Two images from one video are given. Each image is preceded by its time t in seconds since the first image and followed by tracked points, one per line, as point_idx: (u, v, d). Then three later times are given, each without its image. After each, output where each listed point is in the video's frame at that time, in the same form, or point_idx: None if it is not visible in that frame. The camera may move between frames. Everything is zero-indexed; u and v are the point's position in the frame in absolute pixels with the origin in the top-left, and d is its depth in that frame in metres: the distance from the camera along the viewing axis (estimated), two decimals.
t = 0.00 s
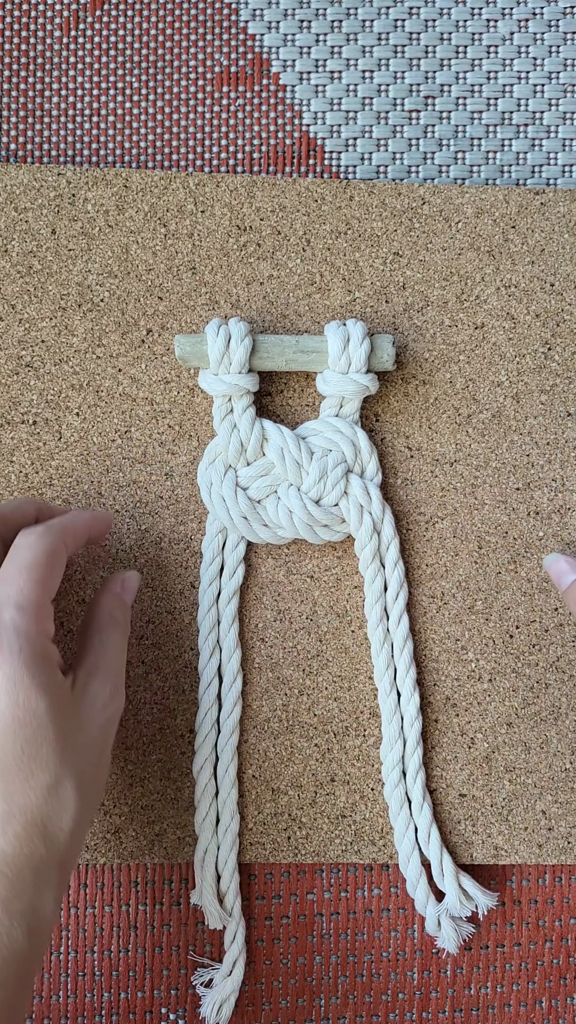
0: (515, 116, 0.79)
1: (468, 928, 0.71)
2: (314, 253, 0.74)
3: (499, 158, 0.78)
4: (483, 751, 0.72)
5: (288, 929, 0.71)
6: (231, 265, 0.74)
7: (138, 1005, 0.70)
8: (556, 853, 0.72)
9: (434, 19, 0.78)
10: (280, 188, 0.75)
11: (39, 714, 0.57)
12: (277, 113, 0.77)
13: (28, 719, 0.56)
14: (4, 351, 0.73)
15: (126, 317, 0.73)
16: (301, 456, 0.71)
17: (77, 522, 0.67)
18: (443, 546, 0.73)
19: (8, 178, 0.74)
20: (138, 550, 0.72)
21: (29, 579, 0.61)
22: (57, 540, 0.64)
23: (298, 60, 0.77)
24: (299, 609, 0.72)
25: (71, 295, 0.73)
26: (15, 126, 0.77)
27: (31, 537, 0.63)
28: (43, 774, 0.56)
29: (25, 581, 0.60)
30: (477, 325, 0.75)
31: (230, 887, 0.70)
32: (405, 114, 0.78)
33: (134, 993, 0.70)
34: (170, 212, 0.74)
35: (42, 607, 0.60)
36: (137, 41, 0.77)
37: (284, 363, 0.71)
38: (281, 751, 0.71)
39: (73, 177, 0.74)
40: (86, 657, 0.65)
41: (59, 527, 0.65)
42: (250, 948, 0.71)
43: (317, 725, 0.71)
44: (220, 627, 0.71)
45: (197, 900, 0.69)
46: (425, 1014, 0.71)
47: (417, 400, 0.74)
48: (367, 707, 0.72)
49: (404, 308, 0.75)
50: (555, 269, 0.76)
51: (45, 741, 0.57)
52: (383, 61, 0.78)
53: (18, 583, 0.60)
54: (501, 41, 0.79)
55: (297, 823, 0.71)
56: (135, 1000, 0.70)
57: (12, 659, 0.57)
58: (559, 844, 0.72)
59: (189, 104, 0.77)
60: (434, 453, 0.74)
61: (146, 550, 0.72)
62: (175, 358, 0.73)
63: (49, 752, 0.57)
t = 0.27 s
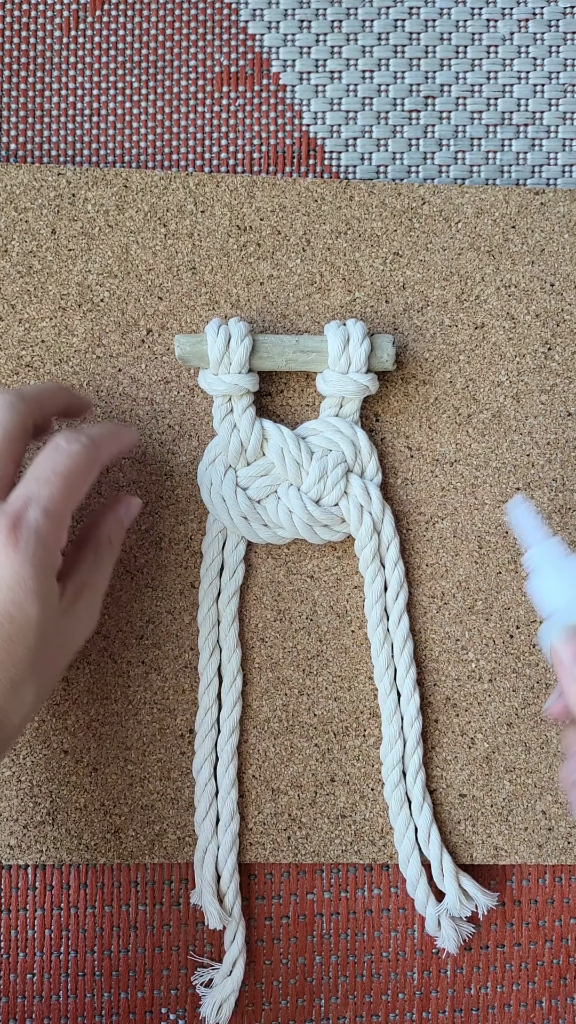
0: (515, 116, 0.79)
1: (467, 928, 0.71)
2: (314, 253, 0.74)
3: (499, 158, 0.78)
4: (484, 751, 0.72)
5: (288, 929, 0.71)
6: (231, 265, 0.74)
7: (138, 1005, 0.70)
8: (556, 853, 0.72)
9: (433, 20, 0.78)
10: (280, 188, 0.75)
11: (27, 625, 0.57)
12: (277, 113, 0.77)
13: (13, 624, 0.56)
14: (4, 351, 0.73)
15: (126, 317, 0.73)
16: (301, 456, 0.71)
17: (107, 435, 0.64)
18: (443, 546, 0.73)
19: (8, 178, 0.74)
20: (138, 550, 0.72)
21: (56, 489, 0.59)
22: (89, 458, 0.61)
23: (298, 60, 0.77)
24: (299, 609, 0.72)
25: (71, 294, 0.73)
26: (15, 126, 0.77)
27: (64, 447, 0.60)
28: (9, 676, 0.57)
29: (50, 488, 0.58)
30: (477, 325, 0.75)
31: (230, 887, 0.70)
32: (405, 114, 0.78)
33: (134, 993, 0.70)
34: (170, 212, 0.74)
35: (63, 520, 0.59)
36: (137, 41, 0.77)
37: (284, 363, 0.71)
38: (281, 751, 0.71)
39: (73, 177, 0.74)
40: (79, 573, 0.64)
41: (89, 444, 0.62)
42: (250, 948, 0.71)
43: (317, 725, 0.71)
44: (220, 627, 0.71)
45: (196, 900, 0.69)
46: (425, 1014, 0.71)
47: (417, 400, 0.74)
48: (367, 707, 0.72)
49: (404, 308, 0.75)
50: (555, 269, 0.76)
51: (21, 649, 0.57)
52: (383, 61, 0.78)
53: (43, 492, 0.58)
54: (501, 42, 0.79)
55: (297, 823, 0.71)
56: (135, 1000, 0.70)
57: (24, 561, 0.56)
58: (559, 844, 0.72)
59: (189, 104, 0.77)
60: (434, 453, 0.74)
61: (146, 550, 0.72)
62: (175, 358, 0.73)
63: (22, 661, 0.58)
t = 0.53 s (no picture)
0: (515, 116, 0.79)
1: (468, 928, 0.71)
2: (314, 253, 0.74)
3: (499, 158, 0.78)
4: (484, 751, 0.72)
5: (288, 929, 0.71)
6: (231, 265, 0.74)
7: (138, 1005, 0.70)
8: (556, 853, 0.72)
9: (433, 20, 0.78)
10: (280, 188, 0.75)
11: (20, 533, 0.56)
12: (277, 113, 0.77)
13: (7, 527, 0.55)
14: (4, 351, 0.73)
15: (126, 317, 0.73)
16: (301, 456, 0.71)
17: (123, 356, 0.62)
18: (443, 546, 0.73)
19: (8, 178, 0.74)
20: (138, 550, 0.72)
21: (62, 406, 0.56)
22: (103, 376, 0.59)
23: (298, 60, 0.77)
24: (299, 609, 0.72)
25: (71, 295, 0.73)
26: (15, 126, 0.77)
27: (80, 367, 0.58)
28: None
29: (58, 406, 0.56)
30: (477, 325, 0.75)
31: (230, 887, 0.70)
32: (405, 114, 0.78)
33: (134, 993, 0.70)
34: (170, 212, 0.74)
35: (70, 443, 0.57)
36: (138, 41, 0.77)
37: (284, 363, 0.71)
38: (281, 751, 0.71)
39: (73, 178, 0.74)
40: (78, 488, 0.63)
41: (109, 362, 0.60)
42: (250, 948, 0.71)
43: (317, 725, 0.71)
44: (220, 627, 0.71)
45: (196, 900, 0.69)
46: (425, 1014, 0.71)
47: (417, 400, 0.74)
48: (367, 707, 0.72)
49: (404, 308, 0.75)
50: (555, 269, 0.76)
51: (12, 558, 0.56)
52: (383, 61, 0.78)
53: (51, 405, 0.56)
54: (501, 41, 0.79)
55: (297, 823, 0.71)
56: (135, 1000, 0.70)
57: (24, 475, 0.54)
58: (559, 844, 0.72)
59: (189, 104, 0.77)
60: (434, 453, 0.74)
61: (146, 550, 0.72)
62: (175, 358, 0.73)
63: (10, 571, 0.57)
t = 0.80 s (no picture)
0: (515, 116, 0.79)
1: (468, 928, 0.71)
2: (314, 253, 0.74)
3: (499, 158, 0.78)
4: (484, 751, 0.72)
5: (288, 929, 0.71)
6: (231, 265, 0.74)
7: (138, 1005, 0.70)
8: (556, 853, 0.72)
9: (433, 20, 0.78)
10: (280, 188, 0.75)
11: (51, 604, 0.56)
12: (277, 113, 0.77)
13: (42, 598, 0.56)
14: (4, 351, 0.73)
15: (126, 317, 0.73)
16: (301, 456, 0.71)
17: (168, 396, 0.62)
18: (443, 546, 0.73)
19: (8, 178, 0.74)
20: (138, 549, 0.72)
21: (126, 541, 0.56)
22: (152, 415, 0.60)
23: (298, 60, 0.77)
24: (299, 609, 0.72)
25: (71, 295, 0.73)
26: (15, 126, 0.77)
27: (160, 510, 0.57)
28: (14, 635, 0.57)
29: (127, 530, 0.55)
30: (477, 325, 0.75)
31: (230, 887, 0.69)
32: (405, 114, 0.78)
33: (134, 993, 0.70)
34: (170, 212, 0.74)
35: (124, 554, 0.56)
36: (137, 41, 0.77)
37: (284, 363, 0.71)
38: (281, 751, 0.71)
39: (73, 178, 0.74)
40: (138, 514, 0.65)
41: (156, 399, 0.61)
42: (250, 948, 0.71)
43: (317, 725, 0.71)
44: (220, 627, 0.71)
45: (196, 900, 0.69)
46: (425, 1014, 0.71)
47: (417, 400, 0.74)
48: (367, 707, 0.72)
49: (404, 308, 0.75)
50: (555, 269, 0.76)
51: (35, 627, 0.57)
52: (383, 61, 0.78)
53: (123, 526, 0.55)
54: (501, 41, 0.79)
55: (297, 823, 0.71)
56: (135, 1000, 0.70)
57: (71, 571, 0.54)
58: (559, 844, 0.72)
59: (189, 104, 0.77)
60: (434, 453, 0.74)
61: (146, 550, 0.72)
62: (175, 358, 0.73)
63: (32, 630, 0.58)
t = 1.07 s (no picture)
0: (515, 116, 0.79)
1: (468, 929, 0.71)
2: (314, 253, 0.74)
3: (499, 158, 0.78)
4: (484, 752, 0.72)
5: (288, 929, 0.71)
6: (231, 265, 0.74)
7: (138, 1005, 0.70)
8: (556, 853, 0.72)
9: (434, 20, 0.78)
10: (280, 188, 0.75)
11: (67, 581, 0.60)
12: (277, 113, 0.77)
13: (60, 573, 0.60)
14: (4, 351, 0.73)
15: (126, 317, 0.73)
16: (301, 456, 0.71)
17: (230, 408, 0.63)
18: (443, 546, 0.73)
19: (8, 178, 0.74)
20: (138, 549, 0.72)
21: (147, 539, 0.60)
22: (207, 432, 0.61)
23: (298, 60, 0.77)
24: (299, 609, 0.72)
25: (71, 294, 0.73)
26: (15, 126, 0.77)
27: (182, 514, 0.61)
28: (26, 599, 0.62)
29: (151, 529, 0.60)
30: (477, 325, 0.75)
31: (230, 886, 0.69)
32: (405, 114, 0.78)
33: (134, 993, 0.70)
34: (170, 212, 0.74)
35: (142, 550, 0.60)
36: (137, 41, 0.77)
37: (284, 363, 0.71)
38: (281, 751, 0.71)
39: (73, 178, 0.74)
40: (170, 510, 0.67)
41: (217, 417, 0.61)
42: (250, 948, 0.71)
43: (317, 725, 0.71)
44: (220, 627, 0.71)
45: (196, 901, 0.69)
46: (425, 1014, 0.71)
47: (417, 400, 0.74)
48: (367, 707, 0.72)
49: (404, 308, 0.75)
50: (555, 269, 0.76)
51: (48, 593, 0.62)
52: (383, 61, 0.78)
53: (148, 525, 0.59)
54: (501, 42, 0.79)
55: (297, 823, 0.71)
56: (135, 1000, 0.70)
57: (92, 557, 0.58)
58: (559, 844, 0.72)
59: (189, 104, 0.77)
60: (434, 453, 0.74)
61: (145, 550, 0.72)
62: (174, 358, 0.73)
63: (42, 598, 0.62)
